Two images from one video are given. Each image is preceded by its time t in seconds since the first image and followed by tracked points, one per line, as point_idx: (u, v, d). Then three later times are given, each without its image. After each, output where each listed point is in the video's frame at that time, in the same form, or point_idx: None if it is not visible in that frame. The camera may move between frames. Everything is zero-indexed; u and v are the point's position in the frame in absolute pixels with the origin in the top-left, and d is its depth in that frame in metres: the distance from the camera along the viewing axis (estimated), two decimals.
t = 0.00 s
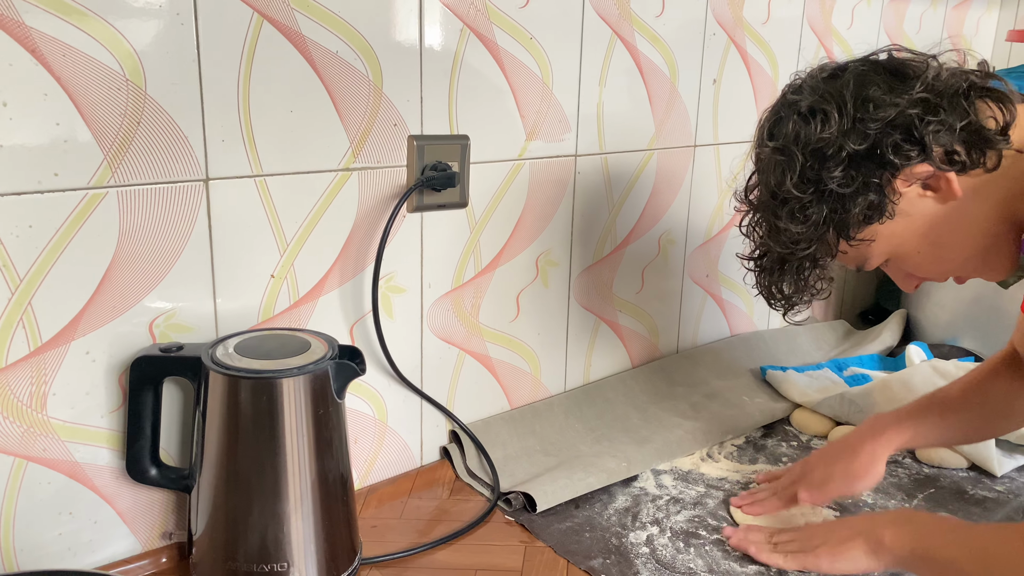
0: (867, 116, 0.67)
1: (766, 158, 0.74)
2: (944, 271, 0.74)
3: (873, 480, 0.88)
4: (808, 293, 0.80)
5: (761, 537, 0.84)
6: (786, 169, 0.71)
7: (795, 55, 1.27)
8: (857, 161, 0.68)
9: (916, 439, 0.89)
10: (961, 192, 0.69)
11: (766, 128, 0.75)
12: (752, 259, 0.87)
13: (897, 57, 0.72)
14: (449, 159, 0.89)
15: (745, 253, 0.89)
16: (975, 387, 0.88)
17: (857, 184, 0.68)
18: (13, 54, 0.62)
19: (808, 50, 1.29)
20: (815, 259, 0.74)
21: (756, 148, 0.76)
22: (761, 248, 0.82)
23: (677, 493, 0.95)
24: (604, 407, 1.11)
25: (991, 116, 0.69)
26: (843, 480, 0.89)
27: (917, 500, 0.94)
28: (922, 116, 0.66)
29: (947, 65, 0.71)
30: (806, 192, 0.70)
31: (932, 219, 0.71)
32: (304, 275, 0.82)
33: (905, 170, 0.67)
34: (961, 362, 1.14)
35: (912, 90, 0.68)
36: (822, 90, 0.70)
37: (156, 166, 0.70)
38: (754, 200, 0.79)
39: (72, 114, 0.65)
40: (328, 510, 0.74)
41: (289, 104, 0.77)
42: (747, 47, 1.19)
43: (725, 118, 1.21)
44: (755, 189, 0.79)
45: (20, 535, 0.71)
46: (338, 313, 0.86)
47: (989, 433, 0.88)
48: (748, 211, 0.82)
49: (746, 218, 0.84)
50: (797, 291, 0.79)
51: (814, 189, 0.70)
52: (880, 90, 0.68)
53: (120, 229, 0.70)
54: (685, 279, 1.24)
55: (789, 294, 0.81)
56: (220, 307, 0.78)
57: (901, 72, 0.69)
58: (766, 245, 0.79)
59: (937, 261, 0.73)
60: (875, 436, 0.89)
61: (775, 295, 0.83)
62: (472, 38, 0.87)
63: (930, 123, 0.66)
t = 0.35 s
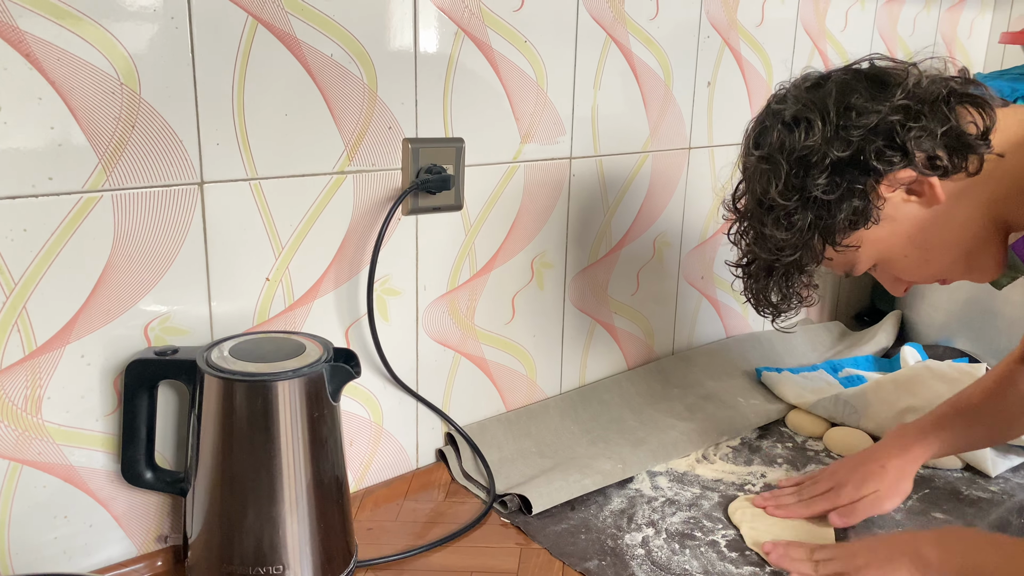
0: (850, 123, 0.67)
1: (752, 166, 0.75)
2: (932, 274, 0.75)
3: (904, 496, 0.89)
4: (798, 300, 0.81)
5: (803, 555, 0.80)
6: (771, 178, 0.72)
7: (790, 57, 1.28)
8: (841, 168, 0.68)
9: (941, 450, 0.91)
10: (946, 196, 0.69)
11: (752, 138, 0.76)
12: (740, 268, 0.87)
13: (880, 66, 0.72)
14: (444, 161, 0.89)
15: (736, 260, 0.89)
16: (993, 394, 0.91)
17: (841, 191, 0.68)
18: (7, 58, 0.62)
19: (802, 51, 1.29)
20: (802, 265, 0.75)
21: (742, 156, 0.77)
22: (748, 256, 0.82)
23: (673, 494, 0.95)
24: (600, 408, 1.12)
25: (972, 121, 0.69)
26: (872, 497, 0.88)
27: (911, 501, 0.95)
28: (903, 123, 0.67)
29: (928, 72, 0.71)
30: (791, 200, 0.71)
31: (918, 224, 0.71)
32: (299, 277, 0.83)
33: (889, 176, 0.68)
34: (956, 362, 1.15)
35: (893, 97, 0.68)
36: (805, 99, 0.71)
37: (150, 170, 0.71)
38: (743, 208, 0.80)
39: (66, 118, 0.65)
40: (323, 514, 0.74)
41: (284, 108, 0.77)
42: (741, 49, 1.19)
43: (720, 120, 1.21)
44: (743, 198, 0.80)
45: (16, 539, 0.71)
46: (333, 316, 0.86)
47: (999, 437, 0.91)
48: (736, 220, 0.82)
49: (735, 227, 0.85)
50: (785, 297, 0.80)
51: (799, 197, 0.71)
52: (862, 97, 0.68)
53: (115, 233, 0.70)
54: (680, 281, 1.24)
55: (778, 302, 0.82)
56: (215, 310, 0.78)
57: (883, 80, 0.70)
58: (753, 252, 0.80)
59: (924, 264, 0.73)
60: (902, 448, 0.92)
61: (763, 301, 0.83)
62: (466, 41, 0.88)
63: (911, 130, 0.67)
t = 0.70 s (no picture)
0: (839, 125, 0.68)
1: (744, 168, 0.75)
2: (922, 274, 0.75)
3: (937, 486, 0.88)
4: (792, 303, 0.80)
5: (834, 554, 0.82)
6: (761, 180, 0.72)
7: (785, 57, 1.28)
8: (831, 169, 0.68)
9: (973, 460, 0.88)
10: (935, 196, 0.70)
11: (744, 141, 0.76)
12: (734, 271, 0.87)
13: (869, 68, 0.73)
14: (439, 162, 0.89)
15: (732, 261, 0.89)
16: None
17: (831, 192, 0.69)
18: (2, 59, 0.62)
19: (797, 52, 1.30)
20: (795, 268, 0.74)
21: (735, 159, 0.77)
22: (740, 257, 0.82)
23: (668, 494, 0.95)
24: (596, 409, 1.12)
25: (960, 122, 0.69)
26: (906, 497, 0.87)
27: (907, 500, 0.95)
28: (892, 124, 0.67)
29: (916, 75, 0.72)
30: (782, 201, 0.71)
31: (907, 225, 0.71)
32: (295, 278, 0.83)
33: (878, 177, 0.68)
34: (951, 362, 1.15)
35: (882, 99, 0.68)
36: (795, 102, 0.71)
37: (145, 171, 0.71)
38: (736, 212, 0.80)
39: (61, 119, 0.65)
40: (318, 514, 0.74)
41: (279, 109, 0.77)
42: (737, 50, 1.20)
43: (715, 120, 1.21)
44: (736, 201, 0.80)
45: (10, 540, 0.71)
46: (329, 317, 0.86)
47: None
48: (730, 223, 0.82)
49: (728, 230, 0.85)
50: (777, 300, 0.79)
51: (790, 199, 0.71)
52: (851, 99, 0.69)
53: (110, 234, 0.70)
54: (676, 281, 1.24)
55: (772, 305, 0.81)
56: (210, 311, 0.78)
57: (872, 82, 0.70)
58: (746, 255, 0.79)
59: (915, 264, 0.74)
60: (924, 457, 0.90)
61: (757, 303, 0.83)
62: (461, 42, 0.88)
63: (900, 131, 0.67)
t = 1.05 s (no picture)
0: (841, 125, 0.68)
1: (747, 169, 0.75)
2: (927, 275, 0.75)
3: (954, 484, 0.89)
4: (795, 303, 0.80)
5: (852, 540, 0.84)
6: (764, 179, 0.72)
7: (783, 57, 1.28)
8: (833, 170, 0.68)
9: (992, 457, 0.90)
10: (938, 196, 0.70)
11: (747, 141, 0.76)
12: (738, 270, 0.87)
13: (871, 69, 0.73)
14: (438, 161, 0.89)
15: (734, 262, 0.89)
16: None
17: (833, 192, 0.69)
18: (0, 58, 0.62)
19: (796, 52, 1.30)
20: (798, 268, 0.75)
21: (737, 159, 0.78)
22: (744, 258, 0.82)
23: (668, 493, 0.95)
24: (595, 408, 1.12)
25: (963, 123, 0.69)
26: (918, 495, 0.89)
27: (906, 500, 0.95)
28: (893, 124, 0.67)
29: (918, 76, 0.72)
30: (784, 201, 0.71)
31: (912, 225, 0.71)
32: (294, 278, 0.83)
33: (880, 177, 0.68)
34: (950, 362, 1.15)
35: (884, 99, 0.68)
36: (798, 102, 0.71)
37: (145, 170, 0.71)
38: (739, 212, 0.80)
39: (60, 119, 0.65)
40: (317, 514, 0.74)
41: (278, 108, 0.77)
42: (735, 50, 1.20)
43: (714, 120, 1.22)
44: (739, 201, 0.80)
45: (9, 540, 0.71)
46: (328, 316, 0.86)
47: None
48: (733, 222, 0.83)
49: (732, 230, 0.85)
50: (784, 300, 0.80)
51: (792, 198, 0.71)
52: (853, 100, 0.69)
53: (109, 233, 0.70)
54: (675, 281, 1.25)
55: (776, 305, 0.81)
56: (208, 311, 0.78)
57: (874, 83, 0.70)
58: (749, 255, 0.80)
59: (920, 265, 0.74)
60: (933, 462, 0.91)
61: (762, 305, 0.83)
62: (460, 41, 0.88)
63: (901, 131, 0.67)
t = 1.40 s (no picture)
0: (852, 124, 0.68)
1: (757, 168, 0.75)
2: (939, 274, 0.76)
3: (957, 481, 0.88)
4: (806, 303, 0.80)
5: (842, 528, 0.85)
6: (775, 178, 0.72)
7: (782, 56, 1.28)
8: (845, 168, 0.69)
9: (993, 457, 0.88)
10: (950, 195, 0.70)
11: (757, 140, 0.76)
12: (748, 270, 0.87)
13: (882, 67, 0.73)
14: (438, 161, 0.89)
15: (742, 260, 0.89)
16: None
17: (845, 191, 0.69)
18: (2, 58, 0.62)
19: (795, 52, 1.30)
20: (809, 267, 0.75)
21: (748, 158, 0.78)
22: (755, 258, 0.82)
23: (667, 493, 0.95)
24: (594, 407, 1.12)
25: (975, 121, 0.69)
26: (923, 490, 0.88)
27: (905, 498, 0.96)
28: (905, 122, 0.67)
29: (929, 73, 0.71)
30: (796, 200, 0.71)
31: (924, 224, 0.71)
32: (294, 277, 0.83)
33: (892, 175, 0.68)
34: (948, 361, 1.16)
35: (895, 97, 0.68)
36: (809, 101, 0.71)
37: (146, 169, 0.71)
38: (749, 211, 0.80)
39: (61, 118, 0.65)
40: (318, 514, 0.74)
41: (278, 108, 0.77)
42: (734, 49, 1.20)
43: (713, 120, 1.22)
44: (750, 200, 0.80)
45: (10, 539, 0.71)
46: (328, 315, 0.86)
47: None
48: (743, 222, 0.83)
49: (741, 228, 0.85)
50: (794, 300, 0.79)
51: (803, 198, 0.71)
52: (864, 98, 0.69)
53: (110, 232, 0.70)
54: (674, 281, 1.25)
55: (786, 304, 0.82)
56: (209, 310, 0.78)
57: (885, 80, 0.70)
58: (760, 255, 0.80)
59: (933, 264, 0.74)
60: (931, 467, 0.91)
61: (772, 306, 0.83)
62: (460, 41, 0.88)
63: (913, 129, 0.67)
